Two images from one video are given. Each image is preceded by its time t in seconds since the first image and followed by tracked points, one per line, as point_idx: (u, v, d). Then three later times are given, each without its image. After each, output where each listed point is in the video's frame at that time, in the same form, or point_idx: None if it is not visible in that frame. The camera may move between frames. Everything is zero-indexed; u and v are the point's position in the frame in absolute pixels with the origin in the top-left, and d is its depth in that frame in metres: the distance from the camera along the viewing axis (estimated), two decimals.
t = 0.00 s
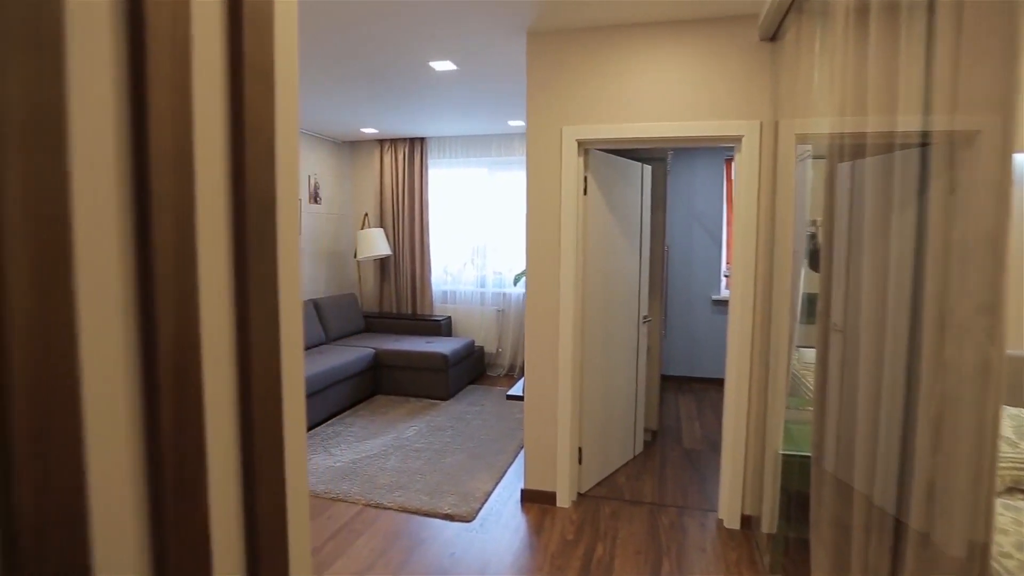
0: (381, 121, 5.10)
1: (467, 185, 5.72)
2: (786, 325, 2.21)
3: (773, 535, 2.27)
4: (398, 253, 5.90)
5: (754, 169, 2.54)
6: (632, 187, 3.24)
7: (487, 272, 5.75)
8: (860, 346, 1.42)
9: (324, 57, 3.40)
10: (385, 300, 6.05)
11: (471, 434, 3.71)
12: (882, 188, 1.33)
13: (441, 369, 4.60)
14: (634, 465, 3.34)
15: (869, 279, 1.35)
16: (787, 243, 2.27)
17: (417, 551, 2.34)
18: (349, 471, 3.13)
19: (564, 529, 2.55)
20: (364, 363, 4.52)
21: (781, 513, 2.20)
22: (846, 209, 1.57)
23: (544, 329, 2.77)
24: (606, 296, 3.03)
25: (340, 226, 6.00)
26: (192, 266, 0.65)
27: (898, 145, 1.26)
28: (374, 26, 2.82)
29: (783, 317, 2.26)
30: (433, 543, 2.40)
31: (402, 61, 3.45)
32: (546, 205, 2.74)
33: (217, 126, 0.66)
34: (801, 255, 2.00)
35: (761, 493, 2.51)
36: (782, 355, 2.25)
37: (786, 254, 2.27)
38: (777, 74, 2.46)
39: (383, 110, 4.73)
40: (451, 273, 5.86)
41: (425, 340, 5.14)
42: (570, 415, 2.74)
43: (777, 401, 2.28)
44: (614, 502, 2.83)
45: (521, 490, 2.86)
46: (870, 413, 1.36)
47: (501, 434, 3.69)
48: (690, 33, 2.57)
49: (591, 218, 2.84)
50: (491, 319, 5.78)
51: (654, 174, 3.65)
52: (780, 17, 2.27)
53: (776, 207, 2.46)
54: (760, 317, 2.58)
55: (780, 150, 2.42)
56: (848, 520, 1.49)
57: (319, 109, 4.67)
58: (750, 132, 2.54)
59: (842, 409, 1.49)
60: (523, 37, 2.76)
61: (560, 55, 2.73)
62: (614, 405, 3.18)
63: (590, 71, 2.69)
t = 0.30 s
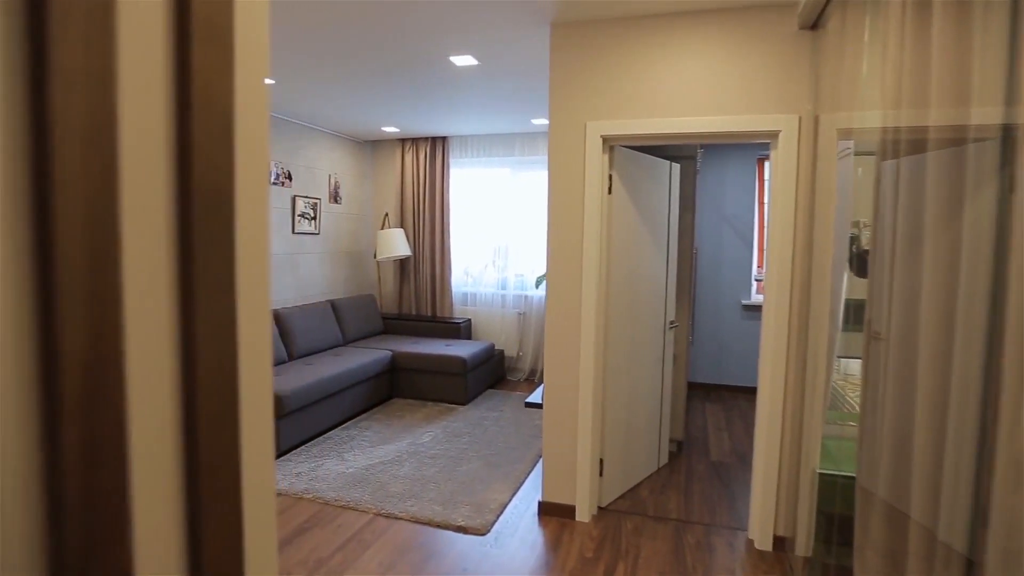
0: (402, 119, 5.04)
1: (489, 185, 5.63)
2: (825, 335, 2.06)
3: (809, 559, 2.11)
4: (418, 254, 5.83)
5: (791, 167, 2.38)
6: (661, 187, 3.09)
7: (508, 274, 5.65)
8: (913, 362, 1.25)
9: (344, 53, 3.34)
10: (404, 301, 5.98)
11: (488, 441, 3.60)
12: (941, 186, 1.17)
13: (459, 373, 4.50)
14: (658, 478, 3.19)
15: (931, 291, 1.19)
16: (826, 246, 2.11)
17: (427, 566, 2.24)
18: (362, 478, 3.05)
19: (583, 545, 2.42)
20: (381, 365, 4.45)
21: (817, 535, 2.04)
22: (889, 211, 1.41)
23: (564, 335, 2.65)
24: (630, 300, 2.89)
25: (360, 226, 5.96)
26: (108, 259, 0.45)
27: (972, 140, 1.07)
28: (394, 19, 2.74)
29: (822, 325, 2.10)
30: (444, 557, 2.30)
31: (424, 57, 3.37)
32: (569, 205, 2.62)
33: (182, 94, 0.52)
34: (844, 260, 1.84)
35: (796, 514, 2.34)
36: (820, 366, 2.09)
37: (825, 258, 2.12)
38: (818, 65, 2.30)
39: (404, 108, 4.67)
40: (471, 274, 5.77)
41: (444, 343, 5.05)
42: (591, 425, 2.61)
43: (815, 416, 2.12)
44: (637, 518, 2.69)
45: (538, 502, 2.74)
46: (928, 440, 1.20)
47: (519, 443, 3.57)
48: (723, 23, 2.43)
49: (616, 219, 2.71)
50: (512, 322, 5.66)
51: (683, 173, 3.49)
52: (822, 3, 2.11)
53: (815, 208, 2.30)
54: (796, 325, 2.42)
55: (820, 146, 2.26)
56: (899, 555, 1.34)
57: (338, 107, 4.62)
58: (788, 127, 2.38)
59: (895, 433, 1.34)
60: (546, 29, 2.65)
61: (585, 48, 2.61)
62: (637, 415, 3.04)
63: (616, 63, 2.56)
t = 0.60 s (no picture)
0: (431, 121, 5.00)
1: (517, 186, 5.54)
2: (875, 344, 1.89)
3: None
4: (446, 255, 5.79)
5: (837, 162, 2.21)
6: (693, 186, 2.95)
7: (536, 276, 5.54)
8: (1000, 383, 1.07)
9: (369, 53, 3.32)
10: (432, 303, 5.94)
11: (512, 448, 3.50)
12: None
13: (485, 377, 4.42)
14: (689, 492, 3.03)
15: (1021, 300, 1.02)
16: (875, 247, 1.94)
17: None
18: (382, 482, 2.99)
19: (607, 563, 2.30)
20: (406, 367, 4.40)
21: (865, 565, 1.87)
22: (958, 207, 1.23)
23: (591, 340, 2.53)
24: (661, 304, 2.75)
25: (389, 228, 5.95)
26: None
27: None
28: (416, 15, 2.68)
29: (871, 334, 1.93)
30: (462, 570, 2.21)
31: (449, 55, 3.31)
32: (597, 204, 2.50)
33: (67, 55, 0.45)
34: (897, 262, 1.68)
35: (841, 538, 2.17)
36: (869, 378, 1.92)
37: (874, 260, 1.94)
38: (867, 52, 2.13)
39: (433, 108, 4.63)
40: (499, 276, 5.69)
41: (470, 345, 4.98)
42: (617, 435, 2.48)
43: (862, 434, 1.95)
44: (666, 535, 2.55)
45: (561, 515, 2.63)
46: (1016, 472, 1.02)
47: (544, 450, 3.46)
48: (762, 10, 2.28)
49: (645, 219, 2.58)
50: (539, 325, 5.55)
51: (717, 172, 3.33)
52: None
53: (863, 206, 2.12)
54: (842, 333, 2.25)
55: (869, 139, 2.09)
56: None
57: (366, 109, 4.61)
58: (833, 119, 2.21)
59: (967, 461, 1.17)
60: (573, 22, 2.55)
61: (613, 40, 2.49)
62: (667, 425, 2.89)
63: (646, 55, 2.44)
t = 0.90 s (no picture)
0: (456, 119, 4.96)
1: (541, 186, 5.46)
2: (919, 353, 1.74)
3: None
4: (473, 255, 5.74)
5: (879, 157, 2.06)
6: (723, 183, 2.82)
7: (562, 276, 5.44)
8: None
9: (391, 50, 3.29)
10: (458, 303, 5.90)
11: (535, 452, 3.41)
12: None
13: (509, 379, 4.35)
14: (718, 503, 2.91)
15: None
16: (922, 250, 1.79)
17: None
18: (401, 486, 2.95)
19: None
20: (430, 368, 4.36)
21: None
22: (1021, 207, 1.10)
23: (616, 344, 2.43)
24: (689, 307, 2.64)
25: (416, 227, 5.94)
26: None
27: None
28: (438, 9, 2.63)
29: (916, 343, 1.79)
30: None
31: (473, 50, 3.25)
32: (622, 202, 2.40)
33: None
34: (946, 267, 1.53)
35: (883, 561, 2.03)
36: (913, 390, 1.78)
37: (920, 263, 1.79)
38: (914, 38, 1.98)
39: (459, 107, 4.58)
40: (525, 277, 5.61)
41: (495, 346, 4.90)
42: (642, 444, 2.38)
43: (906, 450, 1.81)
44: (692, 549, 2.43)
45: (583, 525, 2.54)
46: None
47: (568, 456, 3.36)
48: None
49: (673, 218, 2.46)
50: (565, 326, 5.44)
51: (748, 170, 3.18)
52: None
53: (909, 205, 1.97)
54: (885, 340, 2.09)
55: (915, 133, 1.93)
56: None
57: (391, 108, 4.59)
58: (876, 112, 2.06)
59: None
60: (599, 13, 2.45)
61: (641, 31, 2.38)
62: (695, 433, 2.77)
63: (675, 47, 2.32)
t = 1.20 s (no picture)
0: (483, 117, 4.90)
1: (566, 184, 5.36)
2: (975, 360, 1.59)
3: None
4: (500, 254, 5.69)
5: (929, 145, 1.88)
6: (756, 179, 2.68)
7: (590, 276, 5.32)
8: None
9: (413, 41, 3.26)
10: (485, 302, 5.86)
11: (560, 456, 3.32)
12: None
13: (534, 380, 4.26)
14: (749, 515, 2.77)
15: None
16: (978, 247, 1.64)
17: None
18: (422, 488, 2.91)
19: None
20: (456, 367, 4.32)
21: None
22: None
23: (642, 344, 2.33)
24: (720, 308, 2.51)
25: (444, 226, 5.91)
26: None
27: None
28: None
29: (971, 349, 1.64)
30: None
31: (498, 42, 3.20)
32: (651, 198, 2.30)
33: None
34: (1006, 267, 1.39)
35: None
36: (968, 398, 1.63)
37: (976, 262, 1.64)
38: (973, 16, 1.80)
39: (486, 104, 4.52)
40: (553, 276, 5.52)
41: (522, 347, 4.81)
42: (669, 454, 2.27)
43: (960, 467, 1.66)
44: (722, 565, 2.32)
45: (607, 536, 2.45)
46: None
47: (594, 461, 3.26)
48: None
49: (703, 216, 2.35)
50: (592, 327, 5.31)
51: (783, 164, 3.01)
52: None
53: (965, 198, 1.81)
54: (936, 346, 1.93)
55: (972, 121, 1.76)
56: None
57: (418, 104, 4.56)
58: (925, 97, 1.88)
59: None
60: None
61: (670, 17, 2.27)
62: (726, 441, 2.64)
63: (706, 32, 2.20)
